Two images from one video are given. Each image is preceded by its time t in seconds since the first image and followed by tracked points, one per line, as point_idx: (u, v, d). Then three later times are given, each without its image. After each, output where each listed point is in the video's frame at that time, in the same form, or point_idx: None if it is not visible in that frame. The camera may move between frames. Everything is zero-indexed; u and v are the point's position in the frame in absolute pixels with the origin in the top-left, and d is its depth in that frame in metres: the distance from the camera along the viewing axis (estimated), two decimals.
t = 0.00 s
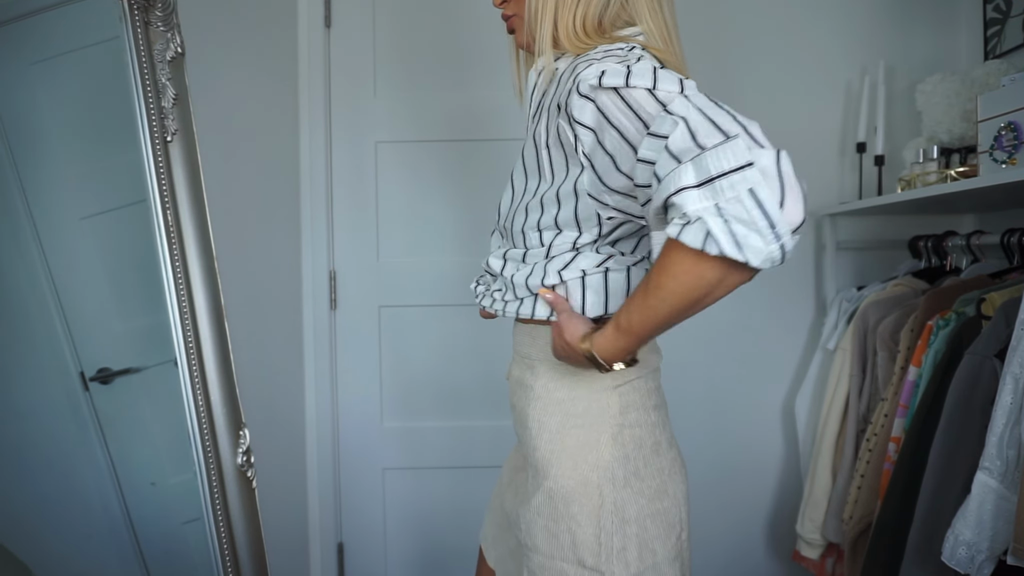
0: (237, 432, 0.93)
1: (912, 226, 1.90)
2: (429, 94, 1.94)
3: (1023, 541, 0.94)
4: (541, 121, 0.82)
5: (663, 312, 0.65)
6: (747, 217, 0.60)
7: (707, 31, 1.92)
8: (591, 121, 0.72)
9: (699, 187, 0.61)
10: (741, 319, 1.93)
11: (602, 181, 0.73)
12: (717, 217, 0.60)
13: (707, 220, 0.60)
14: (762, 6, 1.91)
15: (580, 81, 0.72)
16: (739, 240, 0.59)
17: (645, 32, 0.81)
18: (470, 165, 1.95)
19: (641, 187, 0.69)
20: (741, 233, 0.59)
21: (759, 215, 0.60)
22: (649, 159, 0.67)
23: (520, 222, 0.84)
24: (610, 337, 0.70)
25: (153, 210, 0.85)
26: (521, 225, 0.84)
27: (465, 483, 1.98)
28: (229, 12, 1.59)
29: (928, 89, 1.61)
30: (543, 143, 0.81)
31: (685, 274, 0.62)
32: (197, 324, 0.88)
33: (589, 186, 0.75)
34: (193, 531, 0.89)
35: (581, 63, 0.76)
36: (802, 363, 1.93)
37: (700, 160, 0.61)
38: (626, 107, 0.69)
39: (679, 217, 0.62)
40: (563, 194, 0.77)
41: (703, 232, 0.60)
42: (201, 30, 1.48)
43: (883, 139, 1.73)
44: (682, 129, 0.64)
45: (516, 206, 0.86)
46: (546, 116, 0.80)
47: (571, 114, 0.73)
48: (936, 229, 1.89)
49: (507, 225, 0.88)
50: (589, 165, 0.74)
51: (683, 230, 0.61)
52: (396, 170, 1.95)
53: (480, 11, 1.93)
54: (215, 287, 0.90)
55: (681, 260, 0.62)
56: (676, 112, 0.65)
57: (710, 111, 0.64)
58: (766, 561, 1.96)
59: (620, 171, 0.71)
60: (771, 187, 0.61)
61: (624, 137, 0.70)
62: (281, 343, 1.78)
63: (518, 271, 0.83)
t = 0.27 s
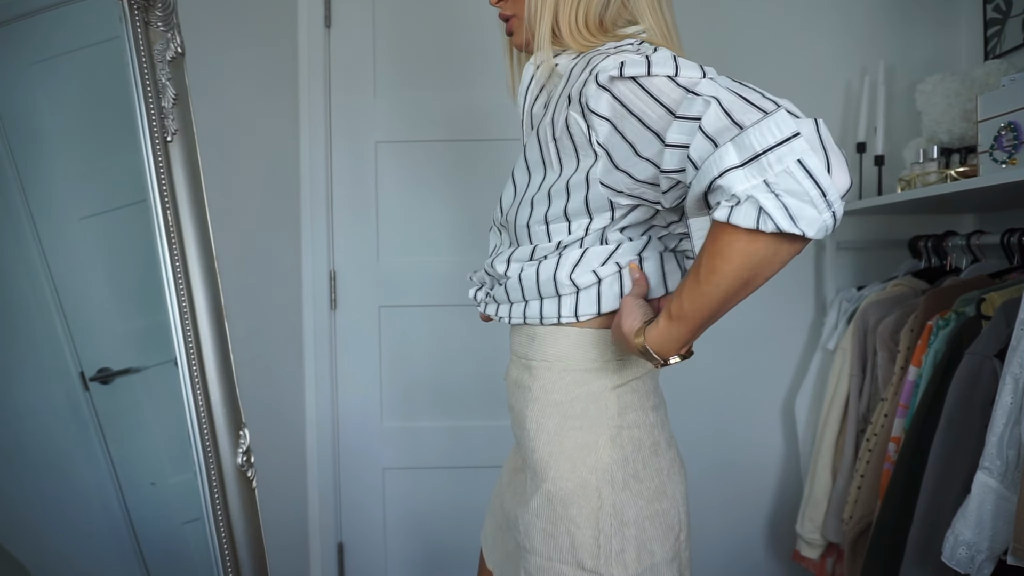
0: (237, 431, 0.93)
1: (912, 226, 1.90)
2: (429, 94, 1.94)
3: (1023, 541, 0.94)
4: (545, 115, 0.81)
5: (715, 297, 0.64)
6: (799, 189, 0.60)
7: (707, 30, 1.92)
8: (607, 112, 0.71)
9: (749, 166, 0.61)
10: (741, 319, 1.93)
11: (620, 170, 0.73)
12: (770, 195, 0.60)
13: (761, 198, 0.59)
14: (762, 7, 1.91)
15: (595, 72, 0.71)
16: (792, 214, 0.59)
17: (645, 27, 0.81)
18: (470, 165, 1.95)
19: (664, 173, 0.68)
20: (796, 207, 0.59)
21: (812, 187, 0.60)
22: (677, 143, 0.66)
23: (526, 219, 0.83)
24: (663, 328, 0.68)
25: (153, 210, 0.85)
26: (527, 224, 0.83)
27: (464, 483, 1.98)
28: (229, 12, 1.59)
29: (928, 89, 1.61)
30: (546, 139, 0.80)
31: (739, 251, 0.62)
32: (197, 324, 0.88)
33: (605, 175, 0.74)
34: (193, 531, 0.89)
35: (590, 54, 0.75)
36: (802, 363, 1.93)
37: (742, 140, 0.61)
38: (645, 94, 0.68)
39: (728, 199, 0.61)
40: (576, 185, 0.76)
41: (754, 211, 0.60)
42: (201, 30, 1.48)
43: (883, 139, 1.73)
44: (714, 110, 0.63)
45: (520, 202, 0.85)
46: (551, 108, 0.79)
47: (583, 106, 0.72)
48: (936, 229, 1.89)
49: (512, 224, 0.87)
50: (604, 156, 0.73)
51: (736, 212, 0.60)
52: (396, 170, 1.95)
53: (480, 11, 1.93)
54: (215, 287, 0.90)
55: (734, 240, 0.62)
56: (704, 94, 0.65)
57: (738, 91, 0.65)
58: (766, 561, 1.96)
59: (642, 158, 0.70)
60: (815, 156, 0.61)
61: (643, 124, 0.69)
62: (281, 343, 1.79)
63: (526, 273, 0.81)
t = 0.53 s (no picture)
0: (237, 431, 0.93)
1: (912, 226, 1.90)
2: (428, 94, 1.94)
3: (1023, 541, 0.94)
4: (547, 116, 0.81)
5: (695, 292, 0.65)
6: (791, 192, 0.60)
7: (707, 30, 1.92)
8: (610, 112, 0.70)
9: (744, 162, 0.61)
10: (741, 319, 1.93)
11: (620, 170, 0.72)
12: (762, 193, 0.60)
13: (753, 196, 0.60)
14: (762, 7, 1.91)
15: (599, 72, 0.71)
16: (782, 215, 0.60)
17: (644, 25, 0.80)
18: (470, 165, 1.95)
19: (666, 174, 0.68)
20: (786, 208, 0.60)
21: (804, 191, 0.60)
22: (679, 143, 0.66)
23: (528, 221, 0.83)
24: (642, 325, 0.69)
25: (153, 210, 0.85)
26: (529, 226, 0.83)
27: (465, 483, 1.98)
28: (229, 12, 1.59)
29: (928, 89, 1.61)
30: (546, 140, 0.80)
31: (725, 248, 0.63)
32: (197, 325, 0.88)
33: (604, 176, 0.73)
34: (193, 532, 0.89)
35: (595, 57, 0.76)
36: (802, 363, 1.93)
37: (740, 139, 0.62)
38: (648, 95, 0.69)
39: (720, 195, 0.62)
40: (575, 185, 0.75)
41: (746, 207, 0.60)
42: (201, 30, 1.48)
43: (883, 139, 1.73)
44: (718, 110, 0.64)
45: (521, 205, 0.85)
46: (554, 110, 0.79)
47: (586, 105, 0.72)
48: (936, 229, 1.89)
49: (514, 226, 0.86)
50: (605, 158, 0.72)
51: (726, 207, 0.61)
52: (396, 170, 1.95)
53: (480, 11, 1.93)
54: (215, 287, 0.90)
55: (720, 237, 0.63)
56: (707, 95, 0.65)
57: (741, 95, 0.65)
58: (766, 561, 1.96)
59: (641, 158, 0.70)
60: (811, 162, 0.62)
61: (646, 125, 0.69)
62: (281, 342, 1.79)
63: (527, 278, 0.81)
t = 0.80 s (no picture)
0: (237, 431, 0.92)
1: (912, 226, 1.90)
2: (428, 94, 1.94)
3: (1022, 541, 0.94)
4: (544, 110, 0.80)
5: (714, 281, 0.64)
6: (800, 181, 0.60)
7: (707, 30, 1.92)
8: (608, 105, 0.70)
9: (752, 154, 0.60)
10: (742, 319, 1.93)
11: (621, 163, 0.72)
12: (772, 186, 0.59)
13: (762, 189, 0.59)
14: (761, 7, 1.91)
15: (595, 65, 0.71)
16: (793, 206, 0.59)
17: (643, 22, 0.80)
18: (470, 165, 1.94)
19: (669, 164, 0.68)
20: (796, 199, 0.59)
21: (815, 180, 0.60)
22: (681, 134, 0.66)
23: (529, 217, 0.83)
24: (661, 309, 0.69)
25: (153, 210, 0.85)
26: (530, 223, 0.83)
27: (464, 483, 1.98)
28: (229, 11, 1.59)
29: (928, 88, 1.61)
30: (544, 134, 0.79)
31: (740, 239, 0.62)
32: (197, 325, 0.88)
33: (605, 169, 0.73)
34: (193, 532, 0.89)
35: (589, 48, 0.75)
36: (802, 363, 1.93)
37: (743, 130, 0.61)
38: (646, 87, 0.68)
39: (729, 188, 0.61)
40: (576, 179, 0.76)
41: (755, 201, 0.60)
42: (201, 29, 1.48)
43: (883, 139, 1.73)
44: (718, 100, 0.63)
45: (520, 200, 0.85)
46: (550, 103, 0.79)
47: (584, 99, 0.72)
48: (936, 229, 1.89)
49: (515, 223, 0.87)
50: (607, 150, 0.72)
51: (735, 201, 0.60)
52: (397, 170, 1.95)
53: (479, 11, 1.93)
54: (215, 287, 0.90)
55: (732, 228, 0.62)
56: (706, 86, 0.64)
57: (739, 82, 0.64)
58: (766, 561, 1.96)
59: (642, 150, 0.69)
60: (819, 146, 0.61)
61: (645, 116, 0.68)
62: (281, 343, 1.79)
63: (531, 273, 0.82)
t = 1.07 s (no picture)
0: (237, 431, 0.93)
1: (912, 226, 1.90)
2: (428, 93, 1.94)
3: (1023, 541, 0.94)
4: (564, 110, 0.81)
5: (732, 276, 0.65)
6: (834, 182, 0.62)
7: (708, 30, 1.92)
8: (636, 107, 0.71)
9: (788, 154, 0.62)
10: (742, 319, 1.93)
11: (646, 163, 0.73)
12: (807, 185, 0.61)
13: (799, 188, 0.61)
14: (761, 7, 1.91)
15: (627, 67, 0.72)
16: (828, 206, 0.62)
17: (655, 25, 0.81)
18: (470, 165, 1.94)
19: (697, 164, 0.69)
20: (831, 199, 0.62)
21: (847, 181, 0.62)
22: (712, 135, 0.67)
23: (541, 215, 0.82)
24: (668, 303, 0.70)
25: (153, 210, 0.85)
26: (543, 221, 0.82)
27: (464, 483, 1.98)
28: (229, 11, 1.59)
29: (928, 88, 1.61)
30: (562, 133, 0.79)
31: (766, 232, 0.64)
32: (197, 324, 0.88)
33: (629, 169, 0.74)
34: (194, 531, 0.89)
35: (616, 52, 0.77)
36: (802, 363, 1.93)
37: (783, 130, 0.63)
38: (679, 90, 0.69)
39: (763, 185, 0.63)
40: (597, 177, 0.76)
41: (790, 200, 0.62)
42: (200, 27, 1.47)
43: (883, 139, 1.73)
44: (754, 104, 0.65)
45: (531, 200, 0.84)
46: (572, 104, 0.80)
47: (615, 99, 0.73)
48: (936, 229, 1.89)
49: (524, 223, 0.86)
50: (632, 151, 0.73)
51: (771, 199, 0.62)
52: (397, 170, 1.95)
53: (479, 11, 1.93)
54: (214, 287, 0.90)
55: (764, 221, 0.63)
56: (741, 90, 0.67)
57: (773, 90, 0.67)
58: (766, 560, 1.96)
59: (669, 151, 0.71)
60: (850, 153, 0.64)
61: (675, 117, 0.70)
62: (281, 342, 1.79)
63: (544, 272, 0.81)
